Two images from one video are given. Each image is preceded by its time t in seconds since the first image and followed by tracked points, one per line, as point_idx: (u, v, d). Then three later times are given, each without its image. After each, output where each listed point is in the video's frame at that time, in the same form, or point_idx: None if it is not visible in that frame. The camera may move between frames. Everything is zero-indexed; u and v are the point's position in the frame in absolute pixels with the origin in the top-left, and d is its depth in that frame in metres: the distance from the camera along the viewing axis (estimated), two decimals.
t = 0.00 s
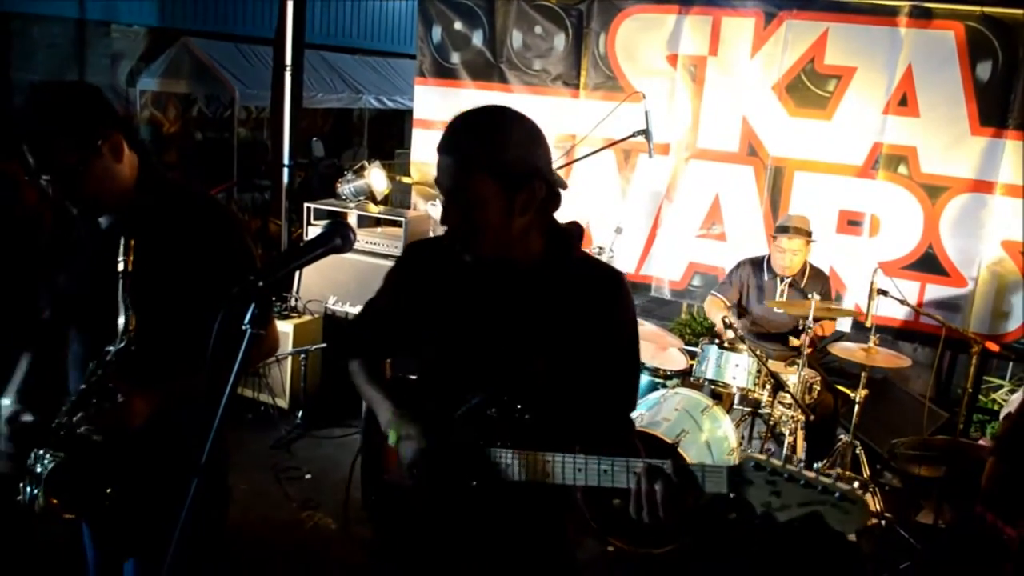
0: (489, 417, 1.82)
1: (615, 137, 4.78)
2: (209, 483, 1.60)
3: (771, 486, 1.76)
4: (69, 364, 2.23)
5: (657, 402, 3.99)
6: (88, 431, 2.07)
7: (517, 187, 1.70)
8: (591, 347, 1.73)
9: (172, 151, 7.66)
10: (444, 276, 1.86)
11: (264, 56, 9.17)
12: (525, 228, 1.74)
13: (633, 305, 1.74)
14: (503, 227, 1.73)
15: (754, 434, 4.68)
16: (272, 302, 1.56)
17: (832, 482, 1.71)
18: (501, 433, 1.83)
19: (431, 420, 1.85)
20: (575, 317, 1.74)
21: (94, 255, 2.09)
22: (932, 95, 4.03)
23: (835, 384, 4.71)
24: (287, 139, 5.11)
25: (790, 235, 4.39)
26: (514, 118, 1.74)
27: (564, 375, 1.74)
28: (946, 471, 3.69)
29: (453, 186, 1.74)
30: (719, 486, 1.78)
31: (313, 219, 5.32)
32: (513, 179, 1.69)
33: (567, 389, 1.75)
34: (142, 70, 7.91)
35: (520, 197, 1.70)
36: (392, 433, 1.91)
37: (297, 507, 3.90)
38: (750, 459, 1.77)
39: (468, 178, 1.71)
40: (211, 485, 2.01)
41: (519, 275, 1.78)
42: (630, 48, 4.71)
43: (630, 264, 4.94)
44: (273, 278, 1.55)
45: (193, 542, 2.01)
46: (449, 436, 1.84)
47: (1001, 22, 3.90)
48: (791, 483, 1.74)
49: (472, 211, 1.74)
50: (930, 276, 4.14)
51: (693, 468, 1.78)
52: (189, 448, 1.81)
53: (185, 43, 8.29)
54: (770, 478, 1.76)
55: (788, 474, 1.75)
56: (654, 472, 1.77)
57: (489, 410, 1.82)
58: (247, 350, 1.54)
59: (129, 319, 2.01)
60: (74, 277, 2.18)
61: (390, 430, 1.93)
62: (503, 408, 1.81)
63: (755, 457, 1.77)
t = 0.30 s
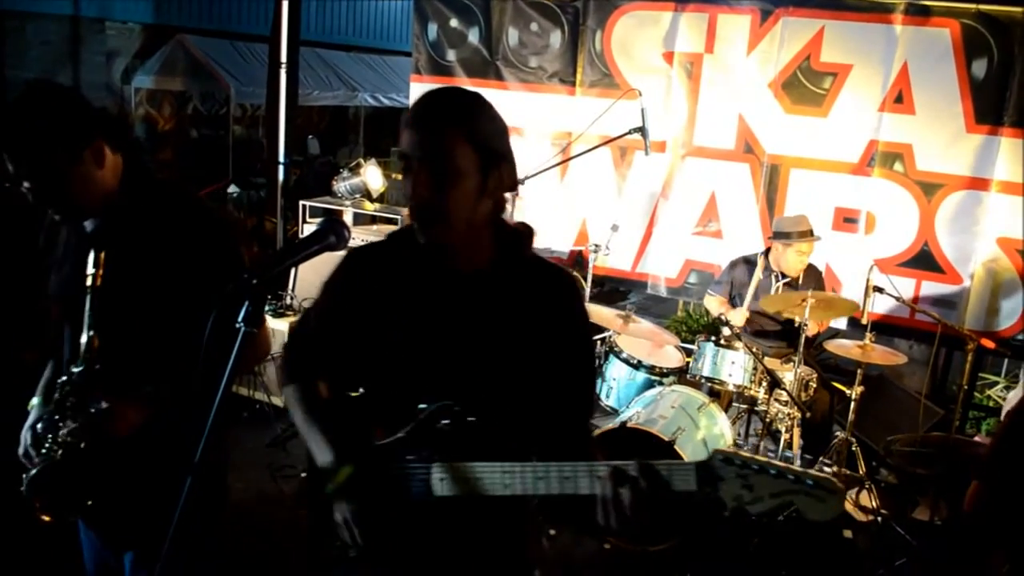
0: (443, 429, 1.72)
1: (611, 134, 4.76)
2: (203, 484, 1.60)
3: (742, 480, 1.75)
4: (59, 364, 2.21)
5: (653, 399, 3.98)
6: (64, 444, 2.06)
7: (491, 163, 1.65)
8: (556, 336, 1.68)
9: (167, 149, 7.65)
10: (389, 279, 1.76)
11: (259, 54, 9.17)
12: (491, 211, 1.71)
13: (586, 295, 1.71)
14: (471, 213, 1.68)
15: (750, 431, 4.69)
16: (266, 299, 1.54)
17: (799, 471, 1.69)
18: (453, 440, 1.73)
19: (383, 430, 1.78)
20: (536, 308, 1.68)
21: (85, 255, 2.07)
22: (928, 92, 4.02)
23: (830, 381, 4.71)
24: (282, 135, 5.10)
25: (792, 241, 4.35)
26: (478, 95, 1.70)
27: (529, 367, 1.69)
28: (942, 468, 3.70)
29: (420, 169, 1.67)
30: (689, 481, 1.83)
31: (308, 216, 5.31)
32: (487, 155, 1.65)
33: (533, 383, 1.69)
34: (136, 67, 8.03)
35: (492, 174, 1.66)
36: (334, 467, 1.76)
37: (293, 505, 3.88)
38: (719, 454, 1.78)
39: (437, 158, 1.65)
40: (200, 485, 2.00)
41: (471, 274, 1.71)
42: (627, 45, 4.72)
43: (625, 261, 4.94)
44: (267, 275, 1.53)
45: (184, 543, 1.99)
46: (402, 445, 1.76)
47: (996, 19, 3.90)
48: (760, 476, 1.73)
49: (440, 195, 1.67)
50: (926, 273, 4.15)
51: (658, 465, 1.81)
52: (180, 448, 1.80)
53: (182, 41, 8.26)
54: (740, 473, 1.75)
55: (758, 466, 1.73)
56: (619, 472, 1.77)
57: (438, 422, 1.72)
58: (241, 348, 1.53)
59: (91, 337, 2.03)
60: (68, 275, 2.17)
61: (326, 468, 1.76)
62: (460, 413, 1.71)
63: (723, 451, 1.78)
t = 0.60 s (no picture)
0: (386, 433, 1.63)
1: (605, 132, 4.74)
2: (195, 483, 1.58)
3: (694, 481, 1.37)
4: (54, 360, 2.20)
5: (647, 397, 3.96)
6: (53, 454, 2.06)
7: (439, 148, 1.61)
8: (511, 336, 1.62)
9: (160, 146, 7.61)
10: (335, 279, 1.75)
11: (253, 50, 9.08)
12: (434, 199, 1.67)
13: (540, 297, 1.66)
14: (416, 202, 1.63)
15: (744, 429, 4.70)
16: (255, 295, 1.52)
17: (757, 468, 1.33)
18: (394, 444, 1.63)
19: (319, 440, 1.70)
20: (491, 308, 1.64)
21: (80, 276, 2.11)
22: (923, 90, 4.04)
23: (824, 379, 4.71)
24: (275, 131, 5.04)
25: (787, 236, 4.37)
26: (427, 79, 1.66)
27: (482, 368, 1.64)
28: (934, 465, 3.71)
29: (367, 152, 1.61)
30: (639, 484, 1.43)
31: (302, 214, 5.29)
32: (437, 140, 1.61)
33: (484, 386, 1.63)
34: (128, 64, 7.97)
35: (440, 160, 1.62)
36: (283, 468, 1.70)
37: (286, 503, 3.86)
38: (670, 450, 1.40)
39: (387, 139, 1.60)
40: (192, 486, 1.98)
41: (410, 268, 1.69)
42: (621, 41, 4.71)
43: (620, 259, 4.90)
44: (257, 270, 1.51)
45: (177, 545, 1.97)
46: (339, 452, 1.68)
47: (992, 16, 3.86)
48: (715, 475, 1.35)
49: (387, 179, 1.60)
50: (920, 271, 4.15)
51: (605, 464, 1.46)
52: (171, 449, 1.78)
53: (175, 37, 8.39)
54: (692, 472, 1.38)
55: (711, 463, 1.36)
56: (566, 474, 1.49)
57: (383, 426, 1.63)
58: (231, 346, 1.52)
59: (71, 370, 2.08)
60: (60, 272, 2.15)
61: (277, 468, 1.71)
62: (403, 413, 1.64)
63: (675, 447, 1.40)
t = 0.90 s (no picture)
0: (367, 443, 1.54)
1: (600, 125, 4.73)
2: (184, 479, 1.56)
3: (649, 530, 1.26)
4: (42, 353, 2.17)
5: (642, 391, 3.95)
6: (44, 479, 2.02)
7: (426, 145, 1.56)
8: (502, 335, 1.57)
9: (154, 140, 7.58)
10: (331, 276, 1.72)
11: (247, 44, 9.05)
12: (426, 197, 1.62)
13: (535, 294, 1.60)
14: (402, 200, 1.58)
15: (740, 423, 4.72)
16: (245, 289, 1.49)
17: (719, 528, 1.20)
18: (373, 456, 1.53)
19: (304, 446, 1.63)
20: (478, 308, 1.59)
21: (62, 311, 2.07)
22: (920, 82, 3.99)
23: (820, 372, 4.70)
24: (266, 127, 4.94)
25: (782, 230, 4.28)
26: (415, 72, 1.62)
27: (473, 370, 1.58)
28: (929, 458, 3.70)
29: (349, 148, 1.57)
30: (594, 528, 1.32)
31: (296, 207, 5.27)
32: (424, 137, 1.56)
33: (475, 387, 1.58)
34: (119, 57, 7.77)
35: (427, 157, 1.56)
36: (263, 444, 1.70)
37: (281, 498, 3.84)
38: (630, 494, 1.29)
39: (370, 135, 1.56)
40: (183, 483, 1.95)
41: (405, 264, 1.65)
42: (616, 34, 4.68)
43: (615, 252, 4.90)
44: (246, 265, 1.48)
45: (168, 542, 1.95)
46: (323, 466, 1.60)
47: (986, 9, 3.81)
48: (674, 530, 1.23)
49: (371, 176, 1.56)
50: (915, 264, 4.14)
51: (561, 501, 1.35)
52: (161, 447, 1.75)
53: (166, 32, 8.25)
54: (650, 523, 1.26)
55: (669, 514, 1.25)
56: (519, 510, 1.39)
57: (368, 434, 1.55)
58: (219, 340, 1.50)
59: (62, 401, 2.04)
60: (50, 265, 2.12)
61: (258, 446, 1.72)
62: (387, 420, 1.57)
63: (635, 491, 1.28)
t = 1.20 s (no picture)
0: (348, 434, 1.59)
1: (588, 115, 4.71)
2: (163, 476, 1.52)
3: (599, 541, 1.29)
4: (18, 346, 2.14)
5: (631, 381, 3.93)
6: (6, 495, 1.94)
7: (419, 142, 1.55)
8: (494, 333, 1.54)
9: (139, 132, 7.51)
10: (323, 259, 1.71)
11: (233, 34, 8.98)
12: (417, 194, 1.60)
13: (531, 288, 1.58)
14: (392, 196, 1.56)
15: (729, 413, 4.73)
16: (225, 281, 1.47)
17: (665, 545, 1.22)
18: (354, 448, 1.58)
19: (290, 435, 1.68)
20: (480, 300, 1.55)
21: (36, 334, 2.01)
22: (910, 72, 4.04)
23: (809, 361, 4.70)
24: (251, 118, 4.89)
25: (778, 221, 4.24)
26: (411, 63, 1.60)
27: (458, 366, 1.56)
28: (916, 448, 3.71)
29: (334, 139, 1.54)
30: (546, 535, 1.35)
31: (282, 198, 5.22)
32: (416, 134, 1.55)
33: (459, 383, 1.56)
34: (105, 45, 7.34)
35: (419, 153, 1.55)
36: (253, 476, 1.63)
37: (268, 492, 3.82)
38: (583, 503, 1.31)
39: (357, 129, 1.53)
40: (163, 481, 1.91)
41: (392, 253, 1.64)
42: (604, 23, 4.64)
43: (604, 243, 4.88)
44: (226, 254, 1.45)
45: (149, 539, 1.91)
46: (304, 456, 1.64)
47: None
48: (623, 545, 1.26)
49: (358, 170, 1.53)
50: (904, 254, 4.20)
51: (514, 505, 1.36)
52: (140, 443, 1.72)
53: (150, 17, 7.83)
54: (600, 535, 1.29)
55: (618, 526, 1.27)
56: (477, 511, 1.37)
57: (348, 425, 1.59)
58: (200, 332, 1.47)
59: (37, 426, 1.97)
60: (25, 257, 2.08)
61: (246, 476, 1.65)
62: (370, 413, 1.58)
63: (587, 501, 1.30)
